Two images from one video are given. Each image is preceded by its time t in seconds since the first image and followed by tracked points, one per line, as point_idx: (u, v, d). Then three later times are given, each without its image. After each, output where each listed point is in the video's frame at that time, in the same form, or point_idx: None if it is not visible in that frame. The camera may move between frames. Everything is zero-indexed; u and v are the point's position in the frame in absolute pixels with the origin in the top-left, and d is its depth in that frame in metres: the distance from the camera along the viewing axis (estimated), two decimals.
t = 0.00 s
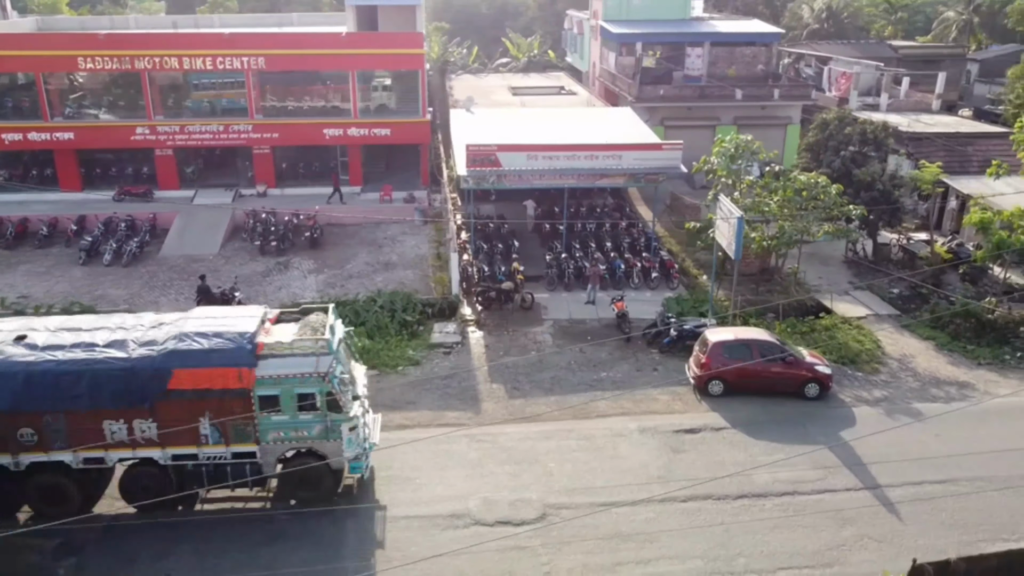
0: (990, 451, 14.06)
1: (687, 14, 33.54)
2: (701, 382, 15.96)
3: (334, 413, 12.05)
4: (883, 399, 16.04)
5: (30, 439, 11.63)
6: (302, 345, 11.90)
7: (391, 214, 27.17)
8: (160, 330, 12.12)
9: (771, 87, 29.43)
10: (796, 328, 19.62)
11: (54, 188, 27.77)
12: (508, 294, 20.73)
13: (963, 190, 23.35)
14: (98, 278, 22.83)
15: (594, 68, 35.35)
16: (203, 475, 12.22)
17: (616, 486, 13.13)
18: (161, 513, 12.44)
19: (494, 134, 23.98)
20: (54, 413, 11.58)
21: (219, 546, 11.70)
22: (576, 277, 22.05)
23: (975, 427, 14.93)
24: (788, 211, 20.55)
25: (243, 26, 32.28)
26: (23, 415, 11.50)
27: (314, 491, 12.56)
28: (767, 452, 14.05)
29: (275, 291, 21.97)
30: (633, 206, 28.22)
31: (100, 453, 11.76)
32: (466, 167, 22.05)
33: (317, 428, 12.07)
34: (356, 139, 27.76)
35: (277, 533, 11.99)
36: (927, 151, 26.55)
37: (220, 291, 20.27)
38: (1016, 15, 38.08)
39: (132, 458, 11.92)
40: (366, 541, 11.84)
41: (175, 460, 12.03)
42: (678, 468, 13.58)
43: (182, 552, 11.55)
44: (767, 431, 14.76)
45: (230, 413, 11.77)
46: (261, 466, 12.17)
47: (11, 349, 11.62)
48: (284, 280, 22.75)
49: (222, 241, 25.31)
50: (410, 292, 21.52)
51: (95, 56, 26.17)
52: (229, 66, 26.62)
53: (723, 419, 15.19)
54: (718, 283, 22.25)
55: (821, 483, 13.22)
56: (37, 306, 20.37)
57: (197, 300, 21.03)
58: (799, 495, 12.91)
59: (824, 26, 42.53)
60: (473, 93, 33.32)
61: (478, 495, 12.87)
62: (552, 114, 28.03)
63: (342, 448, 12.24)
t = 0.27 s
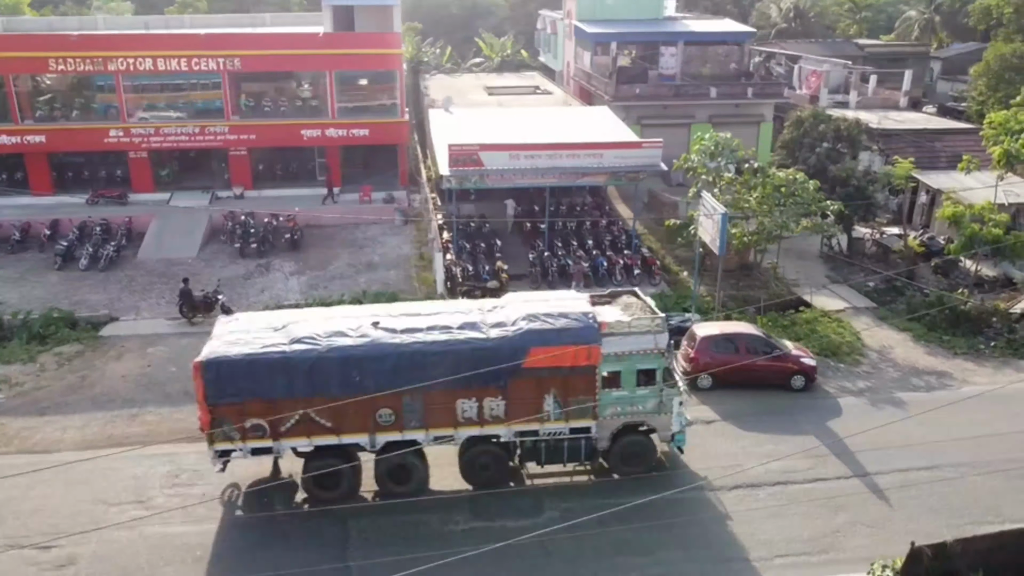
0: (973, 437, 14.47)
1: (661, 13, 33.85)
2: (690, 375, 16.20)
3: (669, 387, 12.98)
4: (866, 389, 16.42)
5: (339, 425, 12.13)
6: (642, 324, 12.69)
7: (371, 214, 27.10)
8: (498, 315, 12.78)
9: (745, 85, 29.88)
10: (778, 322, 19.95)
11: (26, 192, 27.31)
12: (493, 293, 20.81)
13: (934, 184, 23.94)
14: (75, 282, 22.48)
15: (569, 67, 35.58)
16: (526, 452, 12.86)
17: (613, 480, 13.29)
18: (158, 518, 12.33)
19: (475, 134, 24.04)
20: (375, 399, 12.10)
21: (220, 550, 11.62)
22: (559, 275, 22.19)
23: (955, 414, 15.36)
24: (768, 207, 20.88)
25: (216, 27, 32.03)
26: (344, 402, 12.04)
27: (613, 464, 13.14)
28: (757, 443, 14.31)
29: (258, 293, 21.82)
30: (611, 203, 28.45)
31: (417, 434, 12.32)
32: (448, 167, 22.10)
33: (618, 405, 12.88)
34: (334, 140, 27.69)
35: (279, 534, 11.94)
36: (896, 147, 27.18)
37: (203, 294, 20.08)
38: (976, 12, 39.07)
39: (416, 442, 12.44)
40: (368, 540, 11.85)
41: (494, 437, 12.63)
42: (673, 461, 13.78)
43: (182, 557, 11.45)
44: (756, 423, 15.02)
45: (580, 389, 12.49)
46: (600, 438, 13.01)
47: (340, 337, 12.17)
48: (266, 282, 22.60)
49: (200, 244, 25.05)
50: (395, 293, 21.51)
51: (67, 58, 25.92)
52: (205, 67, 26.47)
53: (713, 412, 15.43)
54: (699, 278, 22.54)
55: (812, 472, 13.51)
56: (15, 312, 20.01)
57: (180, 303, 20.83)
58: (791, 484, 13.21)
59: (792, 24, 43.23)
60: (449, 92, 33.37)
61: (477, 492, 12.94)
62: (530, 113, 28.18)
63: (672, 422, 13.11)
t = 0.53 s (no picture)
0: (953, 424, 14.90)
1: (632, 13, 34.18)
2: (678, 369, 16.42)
3: (950, 357, 13.99)
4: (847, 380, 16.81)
5: (661, 395, 12.95)
6: (928, 298, 13.82)
7: (349, 215, 27.01)
8: (795, 290, 13.62)
9: (718, 84, 30.26)
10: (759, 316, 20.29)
11: None
12: (477, 291, 20.88)
13: (902, 180, 24.53)
14: (50, 287, 22.09)
15: (542, 66, 35.72)
16: (852, 416, 14.11)
17: (609, 474, 13.47)
18: (154, 523, 12.21)
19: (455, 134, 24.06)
20: (692, 368, 12.91)
21: (220, 553, 11.56)
22: (542, 273, 22.31)
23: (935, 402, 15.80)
24: (747, 203, 21.22)
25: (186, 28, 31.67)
26: (670, 371, 12.83)
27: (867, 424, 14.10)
28: (747, 435, 14.59)
29: (239, 296, 21.65)
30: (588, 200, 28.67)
31: (728, 402, 13.21)
32: (430, 166, 22.10)
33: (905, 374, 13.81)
34: (311, 140, 27.53)
35: (279, 536, 11.91)
36: (865, 144, 27.78)
37: (184, 297, 19.88)
38: (936, 12, 40.03)
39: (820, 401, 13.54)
40: (369, 539, 11.87)
41: (793, 404, 13.57)
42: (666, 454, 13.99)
43: (183, 561, 11.37)
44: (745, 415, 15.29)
45: (873, 357, 13.45)
46: (883, 404, 14.04)
47: (665, 311, 13.00)
48: (247, 285, 22.43)
49: (177, 247, 24.76)
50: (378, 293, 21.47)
51: (36, 59, 25.41)
52: (179, 68, 26.21)
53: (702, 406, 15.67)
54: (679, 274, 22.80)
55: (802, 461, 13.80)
56: None
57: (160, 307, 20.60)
58: (781, 474, 13.50)
59: (759, 24, 43.88)
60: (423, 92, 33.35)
61: (475, 489, 13.02)
62: (506, 112, 28.29)
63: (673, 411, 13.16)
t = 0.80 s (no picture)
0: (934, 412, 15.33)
1: (603, 13, 34.53)
2: (666, 364, 16.66)
3: None
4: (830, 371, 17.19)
5: (926, 358, 13.99)
6: None
7: (328, 217, 26.90)
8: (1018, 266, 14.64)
9: (691, 82, 30.66)
10: (741, 310, 20.63)
11: None
12: (462, 291, 20.95)
13: (873, 175, 25.10)
14: (25, 293, 21.71)
15: (516, 66, 35.90)
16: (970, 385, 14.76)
17: (604, 469, 13.66)
18: (153, 528, 12.11)
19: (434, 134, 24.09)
20: (955, 334, 13.91)
21: (221, 556, 11.51)
22: (524, 272, 22.44)
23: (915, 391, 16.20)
24: (727, 200, 21.54)
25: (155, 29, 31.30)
26: (938, 338, 13.83)
27: (993, 397, 15.42)
28: (736, 427, 14.87)
29: (220, 299, 21.47)
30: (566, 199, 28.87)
31: (981, 365, 14.27)
32: (411, 166, 22.12)
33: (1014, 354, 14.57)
34: (287, 141, 27.34)
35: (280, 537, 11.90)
36: (835, 140, 28.37)
37: (166, 301, 19.67)
38: (898, 11, 40.98)
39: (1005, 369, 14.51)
40: (372, 538, 11.91)
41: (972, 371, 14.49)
42: (659, 447, 14.22)
43: (184, 566, 11.29)
44: (733, 408, 15.58)
45: None
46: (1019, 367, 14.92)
47: (934, 283, 13.89)
48: (228, 288, 22.25)
49: (153, 251, 24.45)
50: (362, 294, 21.43)
51: (5, 61, 24.97)
52: (151, 69, 25.84)
53: (690, 399, 15.93)
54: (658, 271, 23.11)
55: (792, 450, 14.12)
56: None
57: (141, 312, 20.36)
58: (772, 464, 13.79)
59: (726, 23, 44.58)
60: (397, 92, 33.30)
61: (474, 486, 13.13)
62: (482, 112, 28.35)
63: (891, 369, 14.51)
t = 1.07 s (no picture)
0: (914, 400, 15.77)
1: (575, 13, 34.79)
2: (653, 358, 16.90)
3: None
4: (812, 362, 17.57)
5: None
6: None
7: (305, 219, 26.75)
8: None
9: (663, 81, 31.00)
10: (721, 305, 20.96)
11: None
12: (446, 290, 21.01)
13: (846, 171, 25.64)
14: None
15: (488, 67, 35.98)
16: None
17: (600, 463, 13.83)
18: (151, 535, 12.00)
19: (413, 134, 24.11)
20: None
21: (224, 560, 11.45)
22: (507, 270, 22.56)
23: (895, 380, 16.63)
24: (706, 196, 21.83)
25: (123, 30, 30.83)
26: None
27: None
28: (726, 418, 15.15)
29: (201, 303, 21.25)
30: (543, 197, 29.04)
31: None
32: (391, 167, 22.12)
33: None
34: (262, 143, 27.18)
35: (282, 540, 11.87)
36: (805, 137, 28.91)
37: (147, 306, 19.43)
38: (860, 9, 41.82)
39: None
40: (374, 538, 11.94)
41: None
42: (651, 441, 14.43)
43: (186, 571, 11.21)
44: (721, 400, 15.86)
45: None
46: None
47: None
48: (207, 292, 22.03)
49: (129, 255, 24.11)
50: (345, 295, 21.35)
51: None
52: (123, 71, 25.49)
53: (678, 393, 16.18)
54: (638, 268, 23.40)
55: (781, 440, 14.43)
56: None
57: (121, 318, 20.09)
58: (763, 454, 14.08)
59: (694, 22, 45.19)
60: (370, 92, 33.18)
61: (472, 483, 13.22)
62: (458, 112, 28.39)
63: None
